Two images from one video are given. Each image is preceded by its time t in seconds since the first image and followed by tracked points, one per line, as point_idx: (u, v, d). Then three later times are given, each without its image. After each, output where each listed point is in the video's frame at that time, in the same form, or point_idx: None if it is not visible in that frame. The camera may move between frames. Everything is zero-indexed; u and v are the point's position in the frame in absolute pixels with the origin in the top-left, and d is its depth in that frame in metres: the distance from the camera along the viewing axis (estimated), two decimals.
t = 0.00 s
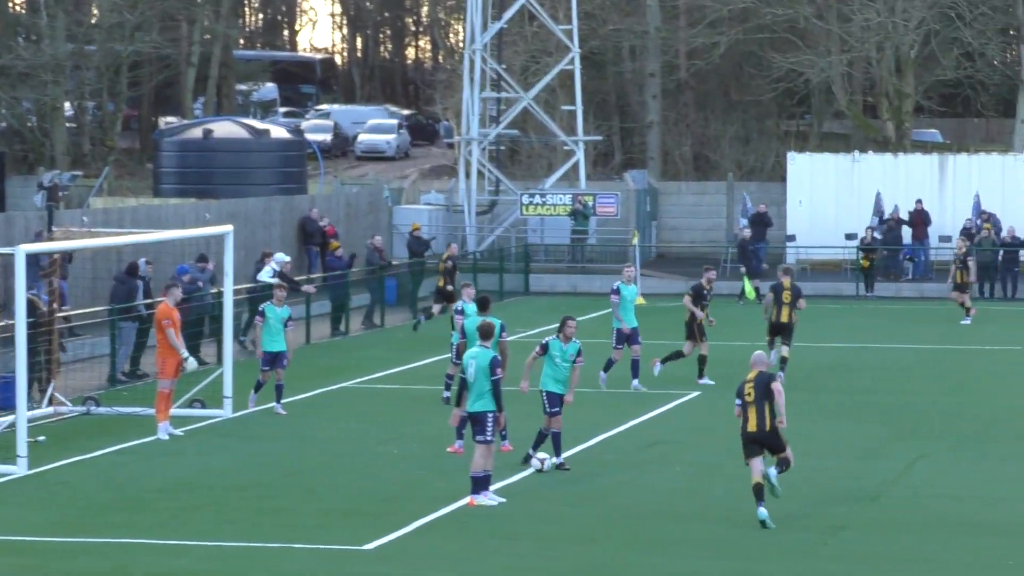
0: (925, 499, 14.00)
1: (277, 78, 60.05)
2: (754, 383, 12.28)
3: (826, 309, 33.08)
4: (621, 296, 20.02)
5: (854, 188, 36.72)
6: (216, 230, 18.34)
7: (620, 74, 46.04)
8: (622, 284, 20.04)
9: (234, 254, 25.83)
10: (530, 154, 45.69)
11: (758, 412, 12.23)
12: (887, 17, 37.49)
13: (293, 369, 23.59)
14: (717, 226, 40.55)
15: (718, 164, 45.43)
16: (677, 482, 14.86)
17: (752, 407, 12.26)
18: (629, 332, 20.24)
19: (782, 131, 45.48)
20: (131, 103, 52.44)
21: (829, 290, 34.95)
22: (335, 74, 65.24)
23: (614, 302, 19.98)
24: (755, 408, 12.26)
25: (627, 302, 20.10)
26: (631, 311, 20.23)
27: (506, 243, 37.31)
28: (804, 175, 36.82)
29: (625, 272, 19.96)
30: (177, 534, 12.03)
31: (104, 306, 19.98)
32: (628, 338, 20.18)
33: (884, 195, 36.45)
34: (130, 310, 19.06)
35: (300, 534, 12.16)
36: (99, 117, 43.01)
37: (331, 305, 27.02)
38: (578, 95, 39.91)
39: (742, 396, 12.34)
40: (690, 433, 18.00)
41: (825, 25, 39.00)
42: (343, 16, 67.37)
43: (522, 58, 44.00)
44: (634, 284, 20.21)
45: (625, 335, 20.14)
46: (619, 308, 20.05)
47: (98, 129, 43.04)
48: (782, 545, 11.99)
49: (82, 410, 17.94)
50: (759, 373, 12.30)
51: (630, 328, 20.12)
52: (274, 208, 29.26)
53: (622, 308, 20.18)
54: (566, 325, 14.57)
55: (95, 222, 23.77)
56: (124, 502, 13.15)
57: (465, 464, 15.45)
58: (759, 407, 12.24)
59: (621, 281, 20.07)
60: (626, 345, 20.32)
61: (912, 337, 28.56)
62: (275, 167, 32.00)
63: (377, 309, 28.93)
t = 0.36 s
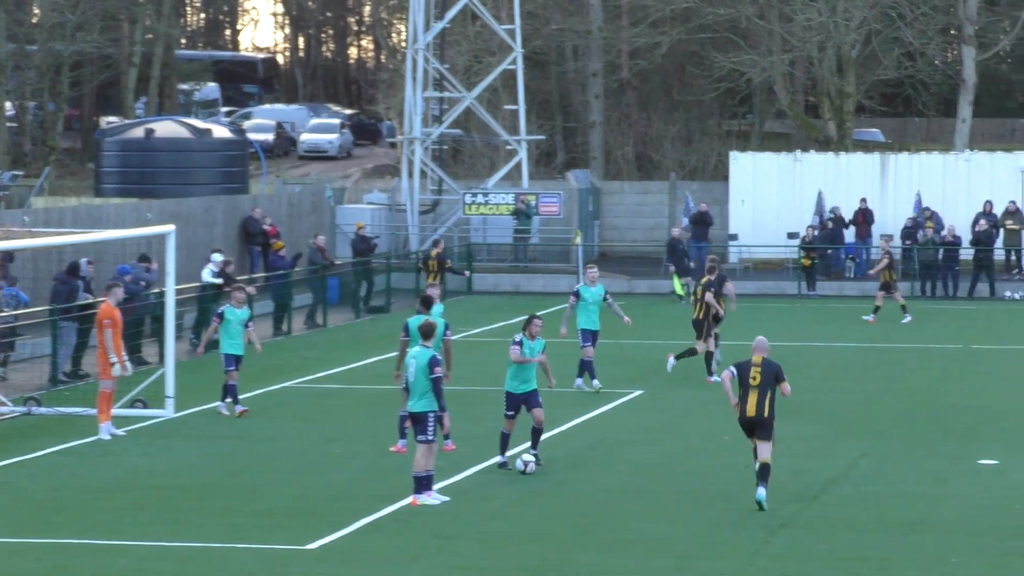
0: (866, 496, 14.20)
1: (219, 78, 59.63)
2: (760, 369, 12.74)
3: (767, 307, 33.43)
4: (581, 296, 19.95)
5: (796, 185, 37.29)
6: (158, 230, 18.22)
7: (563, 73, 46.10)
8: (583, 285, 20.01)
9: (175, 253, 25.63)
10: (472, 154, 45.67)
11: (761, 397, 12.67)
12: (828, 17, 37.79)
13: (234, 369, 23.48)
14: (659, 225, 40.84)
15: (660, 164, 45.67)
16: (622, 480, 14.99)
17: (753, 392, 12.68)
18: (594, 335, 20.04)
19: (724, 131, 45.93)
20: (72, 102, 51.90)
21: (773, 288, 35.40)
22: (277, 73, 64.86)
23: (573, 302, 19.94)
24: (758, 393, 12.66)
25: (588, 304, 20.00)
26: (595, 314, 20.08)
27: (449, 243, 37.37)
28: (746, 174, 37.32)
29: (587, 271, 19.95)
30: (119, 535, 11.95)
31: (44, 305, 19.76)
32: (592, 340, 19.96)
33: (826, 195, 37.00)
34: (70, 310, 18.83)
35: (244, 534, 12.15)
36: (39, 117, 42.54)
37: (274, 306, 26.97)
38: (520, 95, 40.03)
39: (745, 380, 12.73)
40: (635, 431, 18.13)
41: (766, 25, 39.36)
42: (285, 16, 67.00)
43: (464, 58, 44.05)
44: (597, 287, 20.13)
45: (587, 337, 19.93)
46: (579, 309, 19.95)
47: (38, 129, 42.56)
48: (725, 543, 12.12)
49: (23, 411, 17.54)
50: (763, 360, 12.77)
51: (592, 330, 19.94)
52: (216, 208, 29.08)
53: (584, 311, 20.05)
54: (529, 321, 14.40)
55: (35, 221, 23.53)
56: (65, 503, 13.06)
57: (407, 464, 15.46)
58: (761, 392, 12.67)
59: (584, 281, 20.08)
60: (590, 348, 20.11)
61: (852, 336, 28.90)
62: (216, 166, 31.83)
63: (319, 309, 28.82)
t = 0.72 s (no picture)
0: (818, 495, 14.27)
1: (169, 77, 59.14)
2: (742, 353, 13.30)
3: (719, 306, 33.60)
4: (553, 293, 19.88)
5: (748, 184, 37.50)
6: (110, 229, 18.03)
7: (515, 73, 46.04)
8: (555, 282, 19.98)
9: (125, 253, 25.40)
10: (424, 153, 45.48)
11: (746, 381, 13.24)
12: (779, 17, 37.99)
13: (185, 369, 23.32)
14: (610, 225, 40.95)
15: (612, 163, 45.64)
16: (577, 479, 15.00)
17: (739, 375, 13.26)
18: (568, 332, 19.89)
19: (675, 130, 46.07)
20: (20, 101, 51.31)
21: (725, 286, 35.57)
22: (228, 72, 64.40)
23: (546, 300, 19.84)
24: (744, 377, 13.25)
25: (560, 301, 19.88)
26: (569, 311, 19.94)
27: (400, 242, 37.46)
28: (698, 173, 37.47)
29: (557, 269, 19.87)
30: (70, 535, 11.84)
31: None
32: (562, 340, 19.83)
33: (776, 194, 37.24)
34: (20, 309, 18.57)
35: (194, 534, 12.06)
36: None
37: (224, 306, 26.82)
38: (472, 94, 40.02)
39: (731, 365, 13.29)
40: (589, 430, 18.14)
41: (718, 25, 39.51)
42: (237, 14, 66.55)
43: (416, 57, 43.95)
44: (568, 284, 20.03)
45: (559, 334, 19.75)
46: (550, 307, 19.85)
47: None
48: (677, 542, 12.16)
49: None
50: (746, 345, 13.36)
51: (565, 328, 19.80)
52: (167, 207, 28.83)
53: (558, 308, 19.93)
54: (507, 322, 14.23)
55: None
56: (13, 504, 12.91)
57: (361, 463, 15.40)
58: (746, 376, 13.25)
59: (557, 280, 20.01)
60: (564, 346, 19.93)
61: (804, 336, 29.06)
62: (168, 165, 31.54)
63: (271, 309, 28.66)
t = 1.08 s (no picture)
0: (781, 495, 14.31)
1: (130, 75, 58.67)
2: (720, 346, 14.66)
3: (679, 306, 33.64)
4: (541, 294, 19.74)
5: (710, 185, 37.78)
6: (73, 228, 17.86)
7: (477, 71, 45.91)
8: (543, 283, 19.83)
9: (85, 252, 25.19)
10: (387, 151, 45.26)
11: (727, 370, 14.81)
12: (741, 15, 38.11)
13: (147, 368, 23.16)
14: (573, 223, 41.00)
15: (574, 162, 45.65)
16: (540, 479, 14.95)
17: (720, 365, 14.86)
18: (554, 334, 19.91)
19: (638, 128, 46.36)
20: None
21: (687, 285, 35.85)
22: (190, 71, 63.95)
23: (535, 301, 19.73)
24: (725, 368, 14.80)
25: (548, 302, 19.79)
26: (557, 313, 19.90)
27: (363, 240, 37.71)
28: (661, 171, 37.66)
29: (547, 267, 19.79)
30: (30, 537, 11.73)
31: None
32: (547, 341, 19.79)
33: (739, 194, 37.58)
34: None
35: (155, 535, 11.97)
36: None
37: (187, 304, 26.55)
38: (435, 93, 40.00)
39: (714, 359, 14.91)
40: (553, 431, 18.11)
41: (680, 24, 39.57)
42: (199, 12, 66.10)
43: (378, 55, 43.82)
44: (557, 285, 19.92)
45: (545, 336, 19.82)
46: (539, 308, 19.77)
47: None
48: (640, 542, 12.14)
49: None
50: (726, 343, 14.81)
51: (553, 331, 19.80)
52: (129, 205, 28.63)
53: (545, 308, 19.82)
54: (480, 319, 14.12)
55: None
56: None
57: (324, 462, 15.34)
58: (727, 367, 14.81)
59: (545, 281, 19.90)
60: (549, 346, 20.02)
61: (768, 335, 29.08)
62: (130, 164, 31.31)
63: (233, 307, 28.50)
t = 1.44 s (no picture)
0: (741, 493, 14.38)
1: (89, 74, 58.16)
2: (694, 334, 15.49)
3: (640, 304, 33.76)
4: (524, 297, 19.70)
5: (671, 179, 38.51)
6: (33, 226, 17.69)
7: (437, 70, 45.74)
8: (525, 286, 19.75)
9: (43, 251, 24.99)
10: (347, 150, 44.91)
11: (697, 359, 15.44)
12: (701, 14, 38.30)
13: (107, 367, 23.00)
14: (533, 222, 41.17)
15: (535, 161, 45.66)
16: (501, 478, 14.96)
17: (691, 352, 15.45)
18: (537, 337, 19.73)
19: (598, 127, 46.47)
20: None
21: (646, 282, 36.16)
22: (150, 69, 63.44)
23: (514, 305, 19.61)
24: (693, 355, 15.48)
25: (531, 305, 19.76)
26: (538, 316, 19.79)
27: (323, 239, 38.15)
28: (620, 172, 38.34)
29: (530, 270, 19.71)
30: None
31: None
32: (534, 342, 19.66)
33: (699, 191, 38.17)
34: None
35: (113, 534, 11.91)
36: None
37: (147, 304, 26.37)
38: (395, 91, 40.02)
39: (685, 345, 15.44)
40: (514, 429, 18.12)
41: (640, 23, 39.68)
42: (158, 11, 65.61)
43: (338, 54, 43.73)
44: (538, 288, 19.92)
45: (529, 338, 19.64)
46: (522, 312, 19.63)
47: None
48: (603, 539, 12.20)
49: None
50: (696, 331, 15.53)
51: (535, 332, 19.64)
52: (88, 204, 28.41)
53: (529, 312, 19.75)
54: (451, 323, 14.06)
55: None
56: None
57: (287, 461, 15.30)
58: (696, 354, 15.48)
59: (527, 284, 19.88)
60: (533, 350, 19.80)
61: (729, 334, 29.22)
62: (89, 163, 31.07)
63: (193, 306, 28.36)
